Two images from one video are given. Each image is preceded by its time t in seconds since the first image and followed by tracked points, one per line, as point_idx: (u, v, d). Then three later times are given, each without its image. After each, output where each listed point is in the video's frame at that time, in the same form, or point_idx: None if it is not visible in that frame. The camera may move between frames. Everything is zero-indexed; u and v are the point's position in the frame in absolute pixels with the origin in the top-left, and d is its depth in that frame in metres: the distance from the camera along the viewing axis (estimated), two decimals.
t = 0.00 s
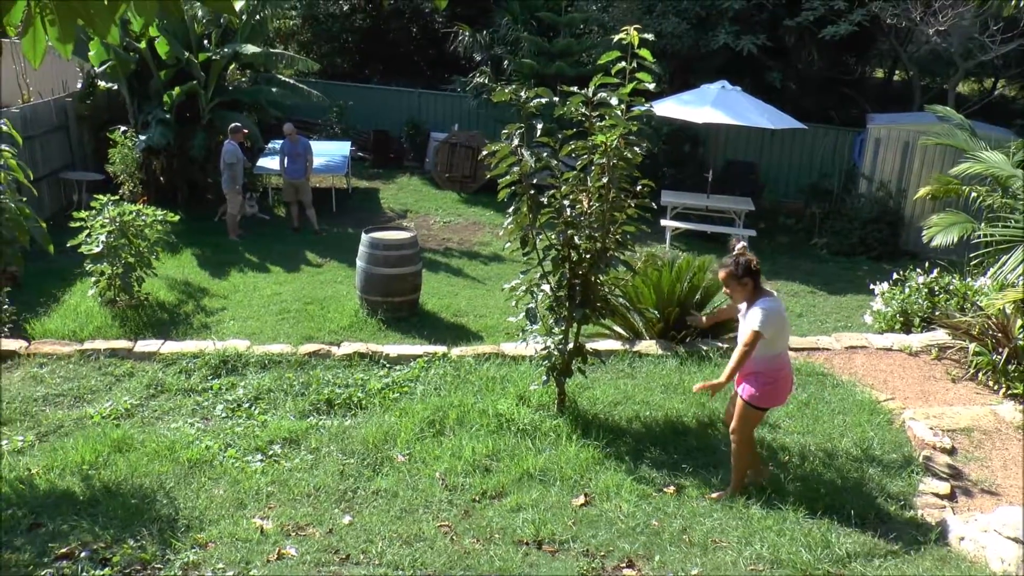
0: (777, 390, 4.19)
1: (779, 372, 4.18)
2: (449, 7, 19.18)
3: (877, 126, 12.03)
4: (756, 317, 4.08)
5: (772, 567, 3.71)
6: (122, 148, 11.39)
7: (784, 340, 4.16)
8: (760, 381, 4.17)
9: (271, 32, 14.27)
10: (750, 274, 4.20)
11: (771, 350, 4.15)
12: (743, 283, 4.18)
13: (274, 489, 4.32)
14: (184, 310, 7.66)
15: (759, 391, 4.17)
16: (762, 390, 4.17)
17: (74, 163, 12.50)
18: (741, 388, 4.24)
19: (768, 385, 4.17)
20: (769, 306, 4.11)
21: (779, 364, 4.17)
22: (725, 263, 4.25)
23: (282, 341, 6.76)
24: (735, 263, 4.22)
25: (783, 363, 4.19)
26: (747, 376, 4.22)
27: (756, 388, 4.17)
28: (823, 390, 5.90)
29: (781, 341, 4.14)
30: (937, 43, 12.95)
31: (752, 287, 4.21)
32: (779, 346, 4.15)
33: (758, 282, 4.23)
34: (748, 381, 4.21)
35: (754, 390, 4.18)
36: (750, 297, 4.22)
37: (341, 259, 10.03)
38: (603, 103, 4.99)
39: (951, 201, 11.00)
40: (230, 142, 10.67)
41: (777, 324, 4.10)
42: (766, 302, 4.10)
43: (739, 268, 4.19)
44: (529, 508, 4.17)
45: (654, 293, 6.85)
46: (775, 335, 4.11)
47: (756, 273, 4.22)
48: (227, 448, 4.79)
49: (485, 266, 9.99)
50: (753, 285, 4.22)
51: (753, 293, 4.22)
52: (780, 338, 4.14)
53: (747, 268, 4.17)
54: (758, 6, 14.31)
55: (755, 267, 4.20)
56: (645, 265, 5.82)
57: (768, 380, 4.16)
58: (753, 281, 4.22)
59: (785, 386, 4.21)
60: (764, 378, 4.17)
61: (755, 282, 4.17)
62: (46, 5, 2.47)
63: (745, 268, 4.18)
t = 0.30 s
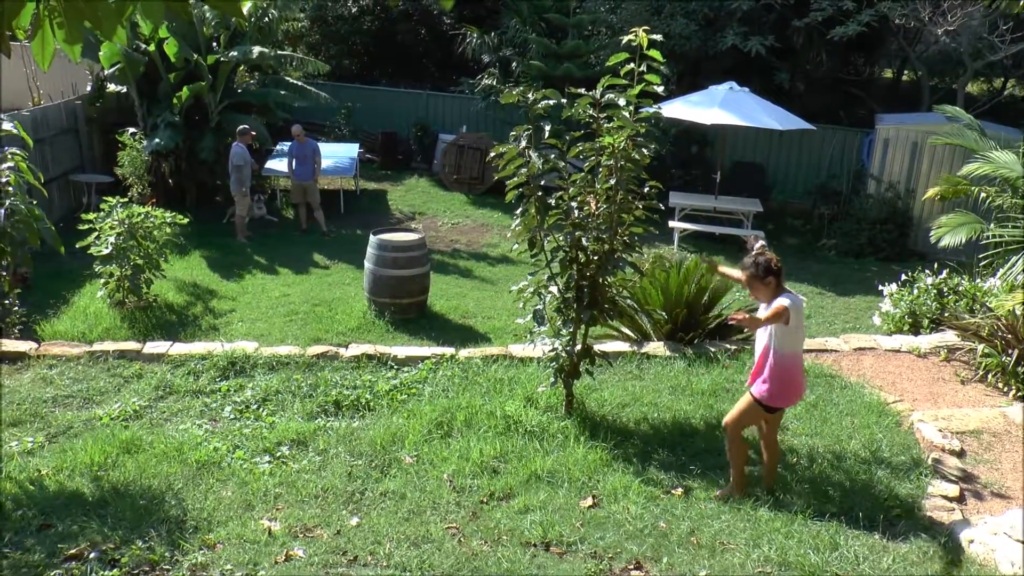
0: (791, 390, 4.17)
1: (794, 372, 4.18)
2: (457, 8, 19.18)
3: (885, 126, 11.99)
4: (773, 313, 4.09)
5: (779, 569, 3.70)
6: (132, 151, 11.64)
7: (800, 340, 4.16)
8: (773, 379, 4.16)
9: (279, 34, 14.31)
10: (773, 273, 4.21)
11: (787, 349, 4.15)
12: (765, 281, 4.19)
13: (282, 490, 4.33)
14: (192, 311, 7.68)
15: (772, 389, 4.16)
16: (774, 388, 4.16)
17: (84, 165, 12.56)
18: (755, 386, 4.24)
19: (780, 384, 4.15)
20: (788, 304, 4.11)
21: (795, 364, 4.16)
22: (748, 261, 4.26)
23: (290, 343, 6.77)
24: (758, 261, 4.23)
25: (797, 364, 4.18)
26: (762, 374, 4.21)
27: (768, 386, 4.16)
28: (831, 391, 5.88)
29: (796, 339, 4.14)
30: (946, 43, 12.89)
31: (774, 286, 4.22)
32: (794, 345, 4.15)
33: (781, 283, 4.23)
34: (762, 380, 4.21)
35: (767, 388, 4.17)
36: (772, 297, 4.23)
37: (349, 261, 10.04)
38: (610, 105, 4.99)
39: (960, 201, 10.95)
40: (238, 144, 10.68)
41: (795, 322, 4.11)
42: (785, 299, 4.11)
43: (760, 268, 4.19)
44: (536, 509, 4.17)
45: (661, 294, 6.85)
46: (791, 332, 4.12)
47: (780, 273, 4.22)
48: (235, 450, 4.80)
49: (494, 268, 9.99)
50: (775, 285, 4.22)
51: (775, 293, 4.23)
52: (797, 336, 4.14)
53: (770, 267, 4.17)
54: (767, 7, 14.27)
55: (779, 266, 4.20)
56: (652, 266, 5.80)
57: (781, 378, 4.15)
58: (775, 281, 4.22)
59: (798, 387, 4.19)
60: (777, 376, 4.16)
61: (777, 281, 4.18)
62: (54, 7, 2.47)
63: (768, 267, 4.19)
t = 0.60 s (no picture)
0: (796, 392, 4.17)
1: (801, 374, 4.17)
2: (463, 10, 19.20)
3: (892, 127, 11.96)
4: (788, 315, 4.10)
5: (786, 571, 3.68)
6: (139, 154, 11.48)
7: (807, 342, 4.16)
8: (779, 380, 4.15)
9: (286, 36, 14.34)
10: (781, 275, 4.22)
11: (795, 351, 4.15)
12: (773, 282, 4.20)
13: (288, 492, 4.33)
14: (199, 313, 7.70)
15: (778, 390, 4.15)
16: (780, 389, 4.15)
17: (91, 168, 12.60)
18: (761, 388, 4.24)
19: (786, 385, 4.15)
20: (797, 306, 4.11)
21: (802, 366, 4.15)
22: (756, 263, 4.27)
23: (297, 345, 6.78)
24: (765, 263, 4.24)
25: (804, 366, 4.17)
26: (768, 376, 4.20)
27: (775, 388, 4.16)
28: (838, 393, 5.86)
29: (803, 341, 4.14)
30: (953, 43, 12.85)
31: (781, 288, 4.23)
32: (802, 346, 4.15)
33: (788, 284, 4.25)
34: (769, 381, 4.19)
35: (774, 390, 4.16)
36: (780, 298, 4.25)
37: (355, 263, 10.05)
38: (616, 107, 4.98)
39: (967, 202, 10.91)
40: (245, 146, 10.70)
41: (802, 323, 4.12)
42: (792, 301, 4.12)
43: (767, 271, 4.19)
44: (542, 511, 4.17)
45: (668, 296, 6.84)
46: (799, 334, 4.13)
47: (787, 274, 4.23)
48: (241, 452, 4.80)
49: (500, 269, 9.99)
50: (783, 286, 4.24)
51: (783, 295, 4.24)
52: (804, 338, 4.14)
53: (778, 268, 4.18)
54: (773, 8, 14.25)
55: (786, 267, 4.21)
56: (658, 268, 5.79)
57: (788, 379, 4.14)
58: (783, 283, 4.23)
59: (805, 389, 4.19)
60: (784, 377, 4.15)
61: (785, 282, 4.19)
62: (59, 11, 2.48)
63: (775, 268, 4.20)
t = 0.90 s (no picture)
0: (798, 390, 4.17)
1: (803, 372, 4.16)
2: (467, 10, 19.21)
3: (897, 125, 11.93)
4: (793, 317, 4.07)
5: (792, 570, 3.67)
6: (143, 156, 11.36)
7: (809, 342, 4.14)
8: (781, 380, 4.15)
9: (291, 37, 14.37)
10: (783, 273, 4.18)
11: (798, 351, 4.13)
12: (775, 282, 4.16)
13: (294, 492, 4.33)
14: (204, 314, 7.70)
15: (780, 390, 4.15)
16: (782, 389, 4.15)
17: (96, 169, 12.63)
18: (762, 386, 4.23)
19: (788, 385, 4.14)
20: (801, 308, 4.08)
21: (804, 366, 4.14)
22: (758, 263, 4.23)
23: (302, 345, 6.78)
24: (766, 262, 4.20)
25: (806, 365, 4.16)
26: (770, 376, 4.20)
27: (776, 388, 4.15)
28: (844, 391, 5.85)
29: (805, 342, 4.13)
30: (959, 41, 12.80)
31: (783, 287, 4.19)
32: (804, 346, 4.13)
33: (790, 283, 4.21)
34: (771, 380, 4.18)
35: (776, 389, 4.16)
36: (782, 297, 4.21)
37: (360, 263, 10.05)
38: (621, 106, 4.98)
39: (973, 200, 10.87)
40: (249, 147, 10.69)
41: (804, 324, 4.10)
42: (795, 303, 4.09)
43: (771, 270, 4.16)
44: (548, 510, 4.16)
45: (673, 295, 6.82)
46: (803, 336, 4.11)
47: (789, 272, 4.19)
48: (247, 452, 4.80)
49: (505, 269, 9.99)
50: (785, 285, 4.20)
51: (784, 294, 4.20)
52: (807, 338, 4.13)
53: (780, 268, 4.14)
54: (778, 6, 14.23)
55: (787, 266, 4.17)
56: (664, 267, 5.78)
57: (789, 380, 4.13)
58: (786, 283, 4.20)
59: (806, 388, 4.18)
60: (786, 378, 4.14)
61: (785, 282, 4.15)
62: (64, 12, 2.48)
63: (777, 268, 4.16)
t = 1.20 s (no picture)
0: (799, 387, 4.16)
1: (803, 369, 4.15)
2: (471, 9, 19.20)
3: (902, 122, 11.89)
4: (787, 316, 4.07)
5: (799, 568, 3.67)
6: (147, 156, 11.37)
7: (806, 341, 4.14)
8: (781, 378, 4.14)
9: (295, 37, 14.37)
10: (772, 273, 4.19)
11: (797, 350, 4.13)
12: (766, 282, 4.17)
13: (301, 491, 4.33)
14: (210, 314, 7.71)
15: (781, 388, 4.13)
16: (783, 387, 4.13)
17: (102, 170, 12.66)
18: (761, 386, 4.22)
19: (789, 383, 4.13)
20: (796, 307, 4.08)
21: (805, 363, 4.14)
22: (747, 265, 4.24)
23: (308, 344, 6.79)
24: (754, 263, 4.22)
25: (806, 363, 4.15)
26: (769, 375, 4.19)
27: (777, 387, 4.13)
28: (850, 389, 5.83)
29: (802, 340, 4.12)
30: (964, 37, 12.76)
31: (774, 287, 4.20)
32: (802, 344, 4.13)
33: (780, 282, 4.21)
34: (772, 377, 4.16)
35: (778, 385, 4.14)
36: (774, 297, 4.21)
37: (366, 262, 10.05)
38: (626, 103, 4.97)
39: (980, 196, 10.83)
40: (255, 147, 10.70)
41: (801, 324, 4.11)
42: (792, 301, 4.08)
43: (760, 271, 4.18)
44: (556, 509, 4.16)
45: (678, 292, 6.81)
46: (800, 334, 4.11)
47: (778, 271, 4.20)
48: (254, 451, 4.81)
49: (510, 268, 9.98)
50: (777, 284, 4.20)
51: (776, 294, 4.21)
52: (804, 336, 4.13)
53: (769, 268, 4.15)
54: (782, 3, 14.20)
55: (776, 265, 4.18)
56: (670, 264, 5.78)
57: (790, 376, 4.12)
58: (777, 282, 4.20)
59: (807, 385, 4.18)
60: (786, 375, 4.14)
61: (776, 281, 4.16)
62: (71, 14, 2.50)
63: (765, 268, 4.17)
